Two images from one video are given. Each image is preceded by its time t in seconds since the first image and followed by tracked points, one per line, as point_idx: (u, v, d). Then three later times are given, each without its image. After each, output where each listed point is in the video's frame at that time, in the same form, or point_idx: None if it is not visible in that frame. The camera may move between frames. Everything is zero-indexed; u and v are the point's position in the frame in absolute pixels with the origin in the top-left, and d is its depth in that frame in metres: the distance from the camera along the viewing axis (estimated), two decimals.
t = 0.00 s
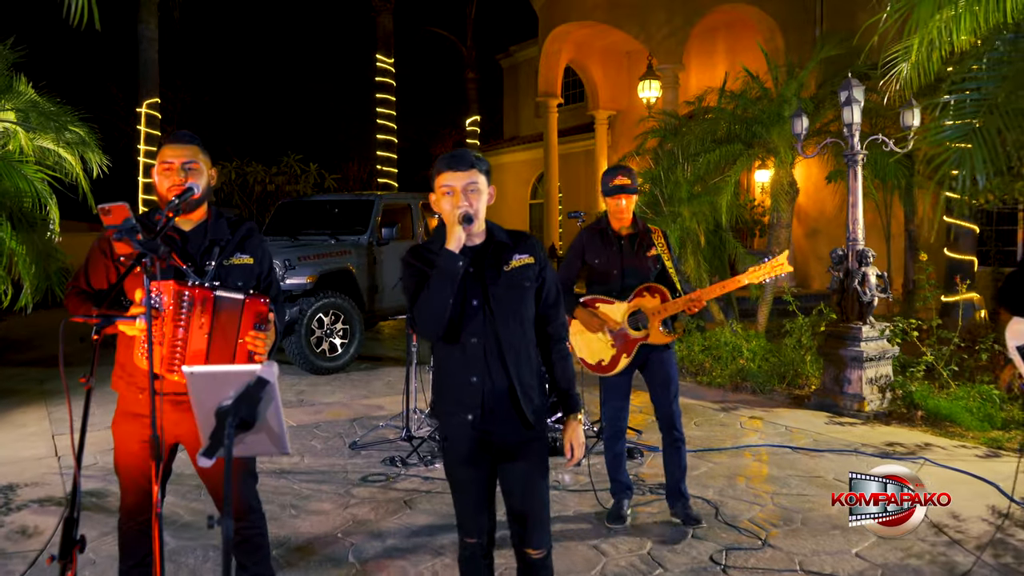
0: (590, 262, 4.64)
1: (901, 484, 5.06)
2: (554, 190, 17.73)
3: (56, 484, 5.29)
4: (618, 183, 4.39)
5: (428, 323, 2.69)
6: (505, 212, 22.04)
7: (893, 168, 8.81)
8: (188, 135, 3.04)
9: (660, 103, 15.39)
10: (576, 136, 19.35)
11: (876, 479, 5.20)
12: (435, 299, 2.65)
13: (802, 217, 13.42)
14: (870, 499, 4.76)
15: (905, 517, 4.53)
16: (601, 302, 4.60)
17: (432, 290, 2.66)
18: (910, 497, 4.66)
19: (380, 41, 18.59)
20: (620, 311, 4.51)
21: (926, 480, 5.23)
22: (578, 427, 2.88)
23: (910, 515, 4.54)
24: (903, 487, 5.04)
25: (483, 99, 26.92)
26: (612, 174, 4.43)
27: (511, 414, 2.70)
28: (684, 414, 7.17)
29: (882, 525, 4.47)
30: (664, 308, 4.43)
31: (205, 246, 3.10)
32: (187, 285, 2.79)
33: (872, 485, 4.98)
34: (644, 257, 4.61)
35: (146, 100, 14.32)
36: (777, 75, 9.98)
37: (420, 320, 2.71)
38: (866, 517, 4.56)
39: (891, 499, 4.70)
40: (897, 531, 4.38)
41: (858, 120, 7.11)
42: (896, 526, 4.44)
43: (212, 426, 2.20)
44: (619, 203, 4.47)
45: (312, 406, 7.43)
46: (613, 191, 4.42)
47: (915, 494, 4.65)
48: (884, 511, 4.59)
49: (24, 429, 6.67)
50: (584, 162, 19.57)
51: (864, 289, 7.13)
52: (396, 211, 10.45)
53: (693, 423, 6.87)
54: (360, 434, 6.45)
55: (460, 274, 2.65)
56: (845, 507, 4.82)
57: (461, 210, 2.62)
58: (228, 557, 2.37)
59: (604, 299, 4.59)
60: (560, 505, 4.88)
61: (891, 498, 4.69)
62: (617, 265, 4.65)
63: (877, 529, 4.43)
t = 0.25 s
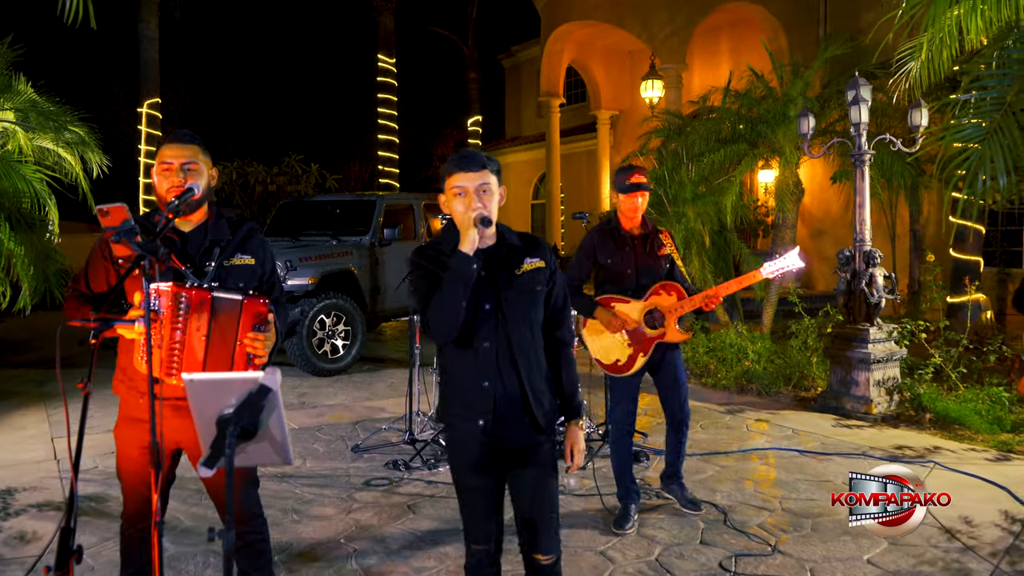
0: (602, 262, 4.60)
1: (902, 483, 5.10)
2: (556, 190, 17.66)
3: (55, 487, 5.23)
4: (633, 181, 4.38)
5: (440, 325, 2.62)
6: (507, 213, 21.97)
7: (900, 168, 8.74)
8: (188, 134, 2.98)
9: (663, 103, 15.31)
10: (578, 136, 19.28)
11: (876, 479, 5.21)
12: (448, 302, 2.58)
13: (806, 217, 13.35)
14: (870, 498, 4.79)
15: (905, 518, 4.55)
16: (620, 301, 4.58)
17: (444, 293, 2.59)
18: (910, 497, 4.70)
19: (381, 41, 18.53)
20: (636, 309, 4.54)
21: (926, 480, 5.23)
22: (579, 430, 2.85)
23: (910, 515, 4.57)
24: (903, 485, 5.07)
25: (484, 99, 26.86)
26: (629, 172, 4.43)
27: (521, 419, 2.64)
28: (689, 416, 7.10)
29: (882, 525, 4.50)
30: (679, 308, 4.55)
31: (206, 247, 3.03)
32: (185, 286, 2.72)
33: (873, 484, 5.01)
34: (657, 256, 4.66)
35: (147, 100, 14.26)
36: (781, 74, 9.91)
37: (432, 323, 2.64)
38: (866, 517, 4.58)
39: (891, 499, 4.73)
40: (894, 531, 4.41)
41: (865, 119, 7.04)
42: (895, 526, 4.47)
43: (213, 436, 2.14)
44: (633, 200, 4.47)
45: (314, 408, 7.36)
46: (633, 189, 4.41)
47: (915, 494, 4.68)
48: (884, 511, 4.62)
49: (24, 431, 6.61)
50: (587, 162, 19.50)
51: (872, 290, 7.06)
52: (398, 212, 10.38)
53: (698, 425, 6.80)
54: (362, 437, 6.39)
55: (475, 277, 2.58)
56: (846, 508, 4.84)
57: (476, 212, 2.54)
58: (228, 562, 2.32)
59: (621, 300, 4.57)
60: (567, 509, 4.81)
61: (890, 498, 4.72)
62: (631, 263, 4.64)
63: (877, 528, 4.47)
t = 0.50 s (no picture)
0: (622, 260, 4.62)
1: (901, 483, 5.09)
2: (557, 191, 17.64)
3: (57, 489, 5.22)
4: (652, 181, 4.41)
5: (442, 323, 2.62)
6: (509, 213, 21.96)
7: (902, 168, 8.73)
8: (197, 135, 2.99)
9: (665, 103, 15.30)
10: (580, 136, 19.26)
11: (876, 479, 5.19)
12: (451, 302, 2.59)
13: (808, 217, 13.34)
14: (870, 498, 4.79)
15: (905, 517, 4.55)
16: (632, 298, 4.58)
17: (448, 292, 2.60)
18: (910, 497, 4.71)
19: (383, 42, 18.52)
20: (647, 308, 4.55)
21: (926, 480, 5.23)
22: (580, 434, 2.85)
23: (909, 515, 4.57)
24: (904, 486, 5.07)
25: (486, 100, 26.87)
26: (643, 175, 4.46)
27: (521, 421, 2.62)
28: (692, 418, 7.08)
29: (882, 525, 4.50)
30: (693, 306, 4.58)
31: (212, 248, 3.02)
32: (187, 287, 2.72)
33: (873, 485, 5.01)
34: (669, 256, 4.71)
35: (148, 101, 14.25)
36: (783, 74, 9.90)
37: (434, 321, 2.64)
38: (866, 517, 4.58)
39: (891, 499, 4.73)
40: (893, 531, 4.41)
41: (868, 119, 7.02)
42: (895, 526, 4.47)
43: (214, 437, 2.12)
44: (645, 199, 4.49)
45: (315, 409, 7.35)
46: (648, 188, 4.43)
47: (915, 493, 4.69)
48: (884, 510, 4.62)
49: (25, 432, 6.60)
50: (588, 162, 19.49)
51: (875, 291, 7.04)
52: (400, 213, 10.38)
53: (700, 427, 6.79)
54: (364, 438, 6.38)
55: (477, 278, 2.59)
56: (846, 508, 4.84)
57: (480, 213, 2.54)
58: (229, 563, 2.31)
59: (634, 295, 4.58)
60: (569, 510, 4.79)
61: (890, 497, 4.72)
62: (644, 264, 4.66)
63: (877, 528, 4.47)
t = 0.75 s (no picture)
0: (631, 261, 4.72)
1: (902, 483, 5.12)
2: (558, 192, 17.70)
3: (59, 487, 5.28)
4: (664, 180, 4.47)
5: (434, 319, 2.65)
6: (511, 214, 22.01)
7: (899, 169, 8.76)
8: (207, 139, 3.01)
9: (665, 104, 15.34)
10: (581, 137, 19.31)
11: (876, 479, 5.22)
12: (442, 299, 2.61)
13: (808, 218, 13.39)
14: (869, 498, 4.82)
15: (905, 517, 4.57)
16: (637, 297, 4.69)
17: (440, 289, 2.64)
18: (910, 497, 4.72)
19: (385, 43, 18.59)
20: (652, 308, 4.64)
21: (925, 479, 5.25)
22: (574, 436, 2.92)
23: (910, 515, 4.59)
24: (904, 485, 5.10)
25: (488, 101, 26.93)
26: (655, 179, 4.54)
27: (510, 417, 2.67)
28: (690, 417, 7.13)
29: (881, 525, 4.52)
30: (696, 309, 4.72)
31: (219, 250, 3.09)
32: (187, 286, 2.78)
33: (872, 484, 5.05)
34: (676, 260, 4.82)
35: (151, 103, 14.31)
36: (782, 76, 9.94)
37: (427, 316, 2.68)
38: (866, 517, 4.61)
39: (892, 499, 4.75)
40: (892, 530, 4.43)
41: (864, 121, 7.06)
42: (895, 525, 4.49)
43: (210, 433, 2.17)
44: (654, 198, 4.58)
45: (316, 409, 7.41)
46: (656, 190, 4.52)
47: (914, 493, 4.71)
48: (884, 511, 4.64)
49: (28, 432, 6.66)
50: (589, 163, 19.53)
51: (872, 291, 7.07)
52: (401, 214, 10.43)
53: (697, 426, 6.83)
54: (364, 437, 6.43)
55: (468, 275, 2.61)
56: (845, 508, 4.86)
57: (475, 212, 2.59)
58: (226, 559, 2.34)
59: (639, 294, 4.71)
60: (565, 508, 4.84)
61: (891, 497, 4.75)
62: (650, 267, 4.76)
63: (876, 527, 4.48)
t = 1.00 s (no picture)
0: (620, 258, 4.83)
1: (903, 483, 5.10)
2: (555, 193, 17.79)
3: (57, 484, 5.37)
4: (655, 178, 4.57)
5: (431, 312, 2.77)
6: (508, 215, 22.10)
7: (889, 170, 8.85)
8: (204, 142, 3.10)
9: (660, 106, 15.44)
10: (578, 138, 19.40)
11: (876, 479, 5.22)
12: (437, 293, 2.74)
13: (801, 218, 13.50)
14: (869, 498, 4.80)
15: (905, 517, 4.55)
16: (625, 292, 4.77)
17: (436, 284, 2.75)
18: (911, 497, 4.68)
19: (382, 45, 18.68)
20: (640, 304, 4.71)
21: (926, 480, 5.24)
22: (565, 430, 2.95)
23: (910, 515, 4.57)
24: (904, 486, 5.08)
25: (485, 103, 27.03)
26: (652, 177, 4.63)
27: (502, 407, 2.75)
28: (680, 415, 7.21)
29: (882, 525, 4.49)
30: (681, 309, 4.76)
31: (216, 249, 3.18)
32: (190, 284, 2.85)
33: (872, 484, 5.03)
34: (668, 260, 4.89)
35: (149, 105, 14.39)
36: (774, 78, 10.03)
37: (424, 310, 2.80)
38: (866, 517, 4.59)
39: (893, 499, 4.71)
40: (893, 530, 4.41)
41: (852, 122, 7.16)
42: (895, 526, 4.46)
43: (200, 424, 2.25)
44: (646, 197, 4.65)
45: (311, 408, 7.49)
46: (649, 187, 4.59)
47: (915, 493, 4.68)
48: (885, 511, 4.62)
49: (26, 431, 6.74)
50: (586, 164, 19.63)
51: (859, 290, 7.16)
52: (397, 215, 10.52)
53: (687, 424, 6.91)
54: (358, 435, 6.52)
55: (462, 272, 2.71)
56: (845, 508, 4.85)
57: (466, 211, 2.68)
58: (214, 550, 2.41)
59: (629, 289, 4.79)
60: (555, 503, 4.93)
61: (892, 497, 4.70)
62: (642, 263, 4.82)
63: (877, 528, 4.46)
